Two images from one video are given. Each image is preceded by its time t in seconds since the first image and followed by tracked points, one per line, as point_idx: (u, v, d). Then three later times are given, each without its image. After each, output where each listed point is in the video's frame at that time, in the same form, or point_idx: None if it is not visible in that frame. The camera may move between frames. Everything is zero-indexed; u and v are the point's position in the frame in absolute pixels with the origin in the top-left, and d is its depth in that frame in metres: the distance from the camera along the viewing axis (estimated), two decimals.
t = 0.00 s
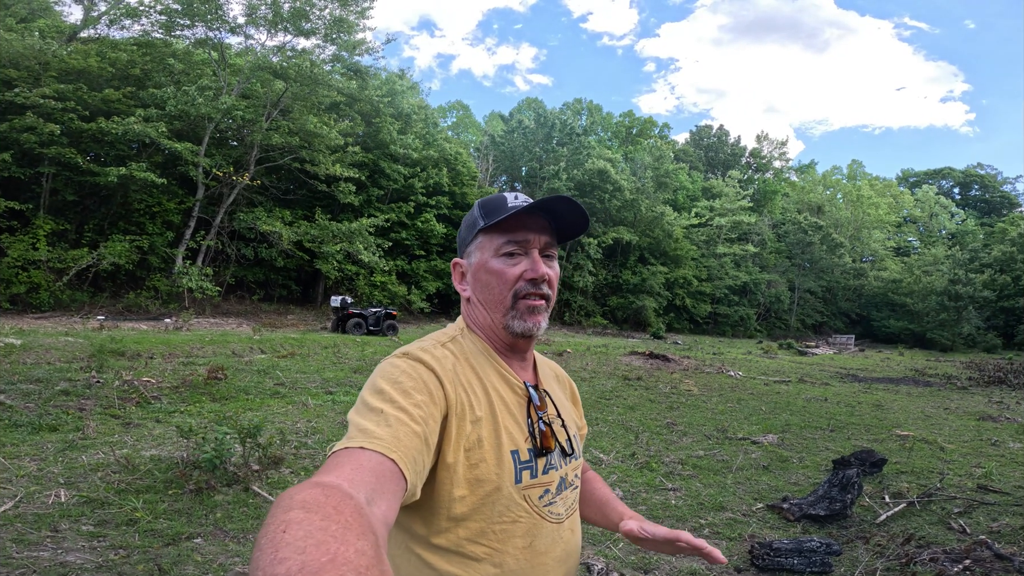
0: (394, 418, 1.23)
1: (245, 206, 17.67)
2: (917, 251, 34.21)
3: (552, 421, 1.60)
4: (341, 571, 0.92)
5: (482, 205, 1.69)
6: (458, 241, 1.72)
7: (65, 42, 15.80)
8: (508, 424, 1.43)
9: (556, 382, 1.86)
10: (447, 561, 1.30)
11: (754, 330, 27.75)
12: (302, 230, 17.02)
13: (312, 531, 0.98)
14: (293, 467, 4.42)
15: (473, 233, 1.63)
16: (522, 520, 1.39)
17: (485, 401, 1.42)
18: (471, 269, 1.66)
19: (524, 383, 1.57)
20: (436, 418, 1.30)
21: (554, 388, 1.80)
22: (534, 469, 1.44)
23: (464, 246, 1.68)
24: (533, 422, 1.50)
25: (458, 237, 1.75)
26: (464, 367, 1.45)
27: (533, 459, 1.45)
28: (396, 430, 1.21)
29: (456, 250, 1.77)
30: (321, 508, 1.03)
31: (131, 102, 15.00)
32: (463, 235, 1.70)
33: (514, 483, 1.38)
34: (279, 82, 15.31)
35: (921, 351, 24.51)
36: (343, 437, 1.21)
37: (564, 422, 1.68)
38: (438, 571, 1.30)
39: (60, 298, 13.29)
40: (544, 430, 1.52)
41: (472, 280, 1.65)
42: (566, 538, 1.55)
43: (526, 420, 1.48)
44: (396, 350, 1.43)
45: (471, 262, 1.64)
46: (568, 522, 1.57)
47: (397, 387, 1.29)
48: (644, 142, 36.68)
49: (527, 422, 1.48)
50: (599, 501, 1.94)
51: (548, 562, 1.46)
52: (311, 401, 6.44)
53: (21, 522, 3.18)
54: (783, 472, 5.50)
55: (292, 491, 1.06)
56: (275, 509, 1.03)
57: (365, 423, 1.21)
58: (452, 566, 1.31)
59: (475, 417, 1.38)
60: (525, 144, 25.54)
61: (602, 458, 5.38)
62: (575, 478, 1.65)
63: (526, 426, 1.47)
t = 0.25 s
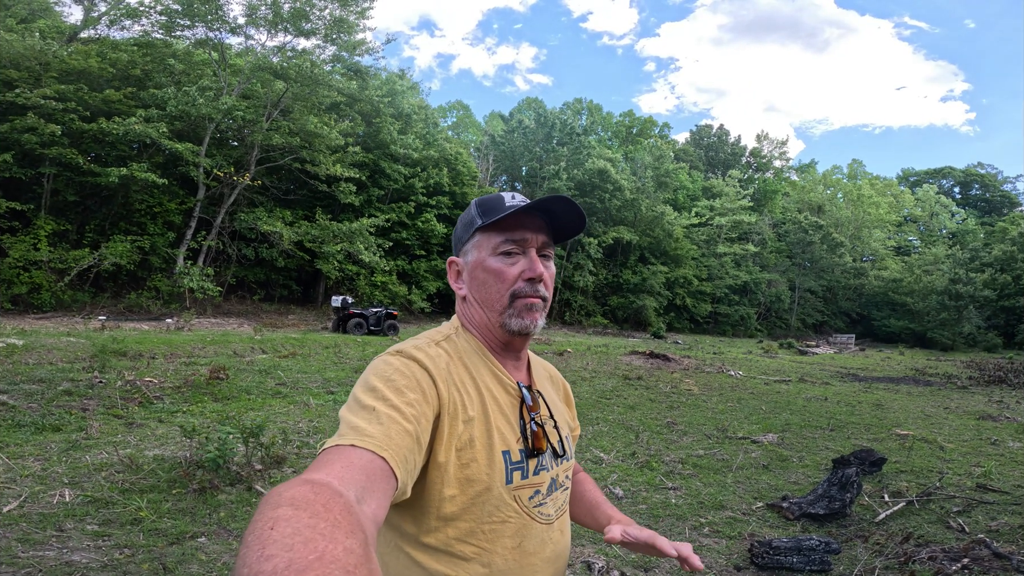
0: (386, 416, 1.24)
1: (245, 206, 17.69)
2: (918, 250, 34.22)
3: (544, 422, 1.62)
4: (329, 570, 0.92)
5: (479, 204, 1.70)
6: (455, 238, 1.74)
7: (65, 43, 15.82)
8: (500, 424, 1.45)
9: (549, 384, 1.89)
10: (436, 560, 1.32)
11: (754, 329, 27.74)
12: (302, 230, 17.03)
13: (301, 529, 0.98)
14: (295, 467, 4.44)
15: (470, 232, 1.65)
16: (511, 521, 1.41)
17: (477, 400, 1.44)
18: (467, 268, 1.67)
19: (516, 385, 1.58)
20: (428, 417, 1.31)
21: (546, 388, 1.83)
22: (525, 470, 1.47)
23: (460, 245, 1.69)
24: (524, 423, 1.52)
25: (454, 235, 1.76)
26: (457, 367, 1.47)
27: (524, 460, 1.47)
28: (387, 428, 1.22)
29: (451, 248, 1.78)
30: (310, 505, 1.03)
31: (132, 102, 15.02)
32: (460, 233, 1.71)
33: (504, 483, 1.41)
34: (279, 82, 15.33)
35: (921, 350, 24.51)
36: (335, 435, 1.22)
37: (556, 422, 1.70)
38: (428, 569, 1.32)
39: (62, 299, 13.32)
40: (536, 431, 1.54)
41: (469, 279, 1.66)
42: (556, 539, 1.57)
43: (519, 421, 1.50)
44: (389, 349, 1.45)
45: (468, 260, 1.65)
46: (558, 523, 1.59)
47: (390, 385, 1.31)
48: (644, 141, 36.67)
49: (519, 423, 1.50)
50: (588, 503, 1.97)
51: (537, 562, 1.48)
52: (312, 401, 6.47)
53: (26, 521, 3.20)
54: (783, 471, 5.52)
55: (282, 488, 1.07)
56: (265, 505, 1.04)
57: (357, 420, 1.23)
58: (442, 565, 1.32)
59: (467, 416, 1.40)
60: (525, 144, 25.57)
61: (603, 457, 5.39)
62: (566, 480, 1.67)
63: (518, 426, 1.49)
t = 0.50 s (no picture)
0: (382, 416, 1.25)
1: (246, 207, 17.71)
2: (918, 250, 34.21)
3: (540, 422, 1.64)
4: (322, 570, 0.94)
5: (483, 202, 1.71)
6: (456, 234, 1.73)
7: (66, 44, 15.83)
8: (496, 424, 1.47)
9: (544, 384, 1.91)
10: (432, 559, 1.34)
11: (755, 329, 27.70)
12: (303, 231, 17.04)
13: (296, 528, 1.00)
14: (297, 466, 4.45)
15: (475, 229, 1.65)
16: (508, 521, 1.43)
17: (474, 401, 1.46)
18: (469, 266, 1.67)
19: (513, 385, 1.60)
20: (424, 417, 1.33)
21: (540, 388, 1.84)
22: (520, 470, 1.48)
23: (462, 241, 1.69)
24: (521, 424, 1.53)
25: (455, 230, 1.75)
26: (454, 366, 1.48)
27: (519, 460, 1.49)
28: (383, 427, 1.23)
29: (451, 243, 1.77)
30: (304, 505, 1.04)
31: (132, 103, 15.04)
32: (462, 229, 1.70)
33: (500, 483, 1.42)
34: (279, 83, 15.34)
35: (922, 349, 24.50)
36: (330, 434, 1.23)
37: (551, 423, 1.72)
38: (424, 568, 1.34)
39: (63, 299, 13.34)
40: (532, 431, 1.55)
41: (469, 277, 1.67)
42: (551, 539, 1.59)
43: (514, 421, 1.52)
44: (386, 347, 1.46)
45: (471, 258, 1.65)
46: (552, 523, 1.61)
47: (387, 385, 1.32)
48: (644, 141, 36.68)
49: (515, 423, 1.51)
50: (581, 503, 1.98)
51: (532, 562, 1.51)
52: (314, 401, 6.49)
53: (31, 522, 3.22)
54: (783, 470, 5.53)
55: (276, 488, 1.08)
56: (259, 505, 1.04)
57: (353, 420, 1.24)
58: (438, 565, 1.34)
59: (463, 416, 1.41)
60: (525, 144, 25.61)
61: (604, 457, 5.40)
62: (560, 480, 1.69)
63: (514, 427, 1.51)
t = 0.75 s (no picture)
0: (377, 418, 1.26)
1: (247, 207, 17.72)
2: (919, 248, 34.20)
3: (537, 422, 1.64)
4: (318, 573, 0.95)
5: (486, 202, 1.70)
6: (456, 231, 1.71)
7: (66, 44, 15.85)
8: (493, 425, 1.47)
9: (541, 384, 1.92)
10: (432, 560, 1.35)
11: (755, 328, 27.61)
12: (304, 231, 17.05)
13: (290, 532, 1.00)
14: (300, 466, 4.45)
15: (478, 230, 1.64)
16: (506, 521, 1.44)
17: (470, 402, 1.46)
18: (469, 265, 1.66)
19: (510, 386, 1.61)
20: (419, 419, 1.33)
21: (537, 387, 1.85)
22: (518, 471, 1.49)
23: (463, 240, 1.67)
24: (517, 424, 1.54)
25: (454, 227, 1.73)
26: (450, 368, 1.49)
27: (517, 461, 1.50)
28: (378, 430, 1.24)
29: (449, 240, 1.75)
30: (299, 508, 1.05)
31: (133, 103, 15.05)
32: (463, 227, 1.69)
33: (498, 484, 1.43)
34: (279, 83, 15.36)
35: (923, 348, 24.48)
36: (324, 437, 1.24)
37: (548, 422, 1.73)
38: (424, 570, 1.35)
39: (65, 300, 13.37)
40: (529, 431, 1.56)
41: (470, 277, 1.66)
42: (550, 538, 1.60)
43: (511, 422, 1.53)
44: (380, 349, 1.47)
45: (473, 258, 1.65)
46: (551, 521, 1.62)
47: (381, 387, 1.32)
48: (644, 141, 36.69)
49: (512, 424, 1.52)
50: (577, 503, 1.98)
51: (532, 561, 1.52)
52: (316, 400, 6.50)
53: (36, 522, 3.23)
54: (785, 469, 5.53)
55: (269, 492, 1.08)
56: (254, 509, 1.05)
57: (347, 423, 1.24)
58: (438, 566, 1.35)
59: (459, 418, 1.42)
60: (526, 143, 25.64)
61: (605, 456, 5.41)
62: (558, 479, 1.70)
63: (511, 427, 1.52)
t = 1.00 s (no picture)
0: (375, 418, 1.26)
1: (248, 206, 17.72)
2: (920, 245, 34.14)
3: (537, 418, 1.65)
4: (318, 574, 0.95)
5: (492, 198, 1.70)
6: (461, 225, 1.69)
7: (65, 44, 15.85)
8: (493, 423, 1.48)
9: (541, 379, 1.92)
10: (436, 559, 1.35)
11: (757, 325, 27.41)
12: (305, 229, 17.04)
13: (290, 535, 1.01)
14: (303, 464, 4.46)
15: (486, 226, 1.63)
16: (510, 518, 1.45)
17: (470, 400, 1.46)
18: (474, 261, 1.65)
19: (510, 382, 1.61)
20: (419, 418, 1.34)
21: (536, 383, 1.86)
22: (520, 468, 1.50)
23: (469, 235, 1.66)
24: (518, 421, 1.55)
25: (457, 221, 1.72)
26: (449, 366, 1.49)
27: (518, 458, 1.50)
28: (377, 429, 1.24)
29: (452, 233, 1.73)
30: (298, 510, 1.05)
31: (133, 103, 15.05)
32: (468, 222, 1.67)
33: (500, 481, 1.44)
34: (279, 82, 15.35)
35: (925, 344, 24.44)
36: (323, 437, 1.24)
37: (549, 418, 1.74)
38: (428, 569, 1.35)
39: (67, 300, 13.40)
40: (529, 428, 1.57)
41: (475, 273, 1.65)
42: (553, 533, 1.61)
43: (513, 419, 1.53)
44: (379, 348, 1.47)
45: (479, 254, 1.64)
46: (554, 517, 1.63)
47: (379, 386, 1.32)
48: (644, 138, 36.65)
49: (513, 421, 1.52)
50: (577, 498, 1.98)
51: (536, 557, 1.53)
52: (318, 399, 6.51)
53: (41, 521, 3.24)
54: (787, 466, 5.53)
55: (268, 494, 1.09)
56: (252, 512, 1.05)
57: (346, 423, 1.24)
58: (442, 564, 1.36)
59: (459, 415, 1.42)
60: (526, 141, 25.67)
61: (608, 453, 5.42)
62: (560, 474, 1.71)
63: (512, 425, 1.52)
